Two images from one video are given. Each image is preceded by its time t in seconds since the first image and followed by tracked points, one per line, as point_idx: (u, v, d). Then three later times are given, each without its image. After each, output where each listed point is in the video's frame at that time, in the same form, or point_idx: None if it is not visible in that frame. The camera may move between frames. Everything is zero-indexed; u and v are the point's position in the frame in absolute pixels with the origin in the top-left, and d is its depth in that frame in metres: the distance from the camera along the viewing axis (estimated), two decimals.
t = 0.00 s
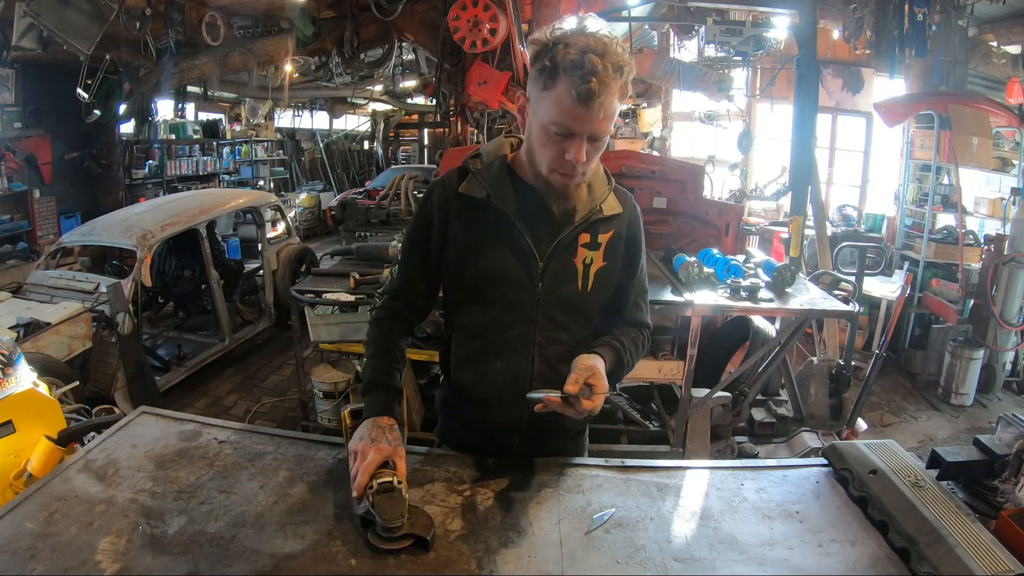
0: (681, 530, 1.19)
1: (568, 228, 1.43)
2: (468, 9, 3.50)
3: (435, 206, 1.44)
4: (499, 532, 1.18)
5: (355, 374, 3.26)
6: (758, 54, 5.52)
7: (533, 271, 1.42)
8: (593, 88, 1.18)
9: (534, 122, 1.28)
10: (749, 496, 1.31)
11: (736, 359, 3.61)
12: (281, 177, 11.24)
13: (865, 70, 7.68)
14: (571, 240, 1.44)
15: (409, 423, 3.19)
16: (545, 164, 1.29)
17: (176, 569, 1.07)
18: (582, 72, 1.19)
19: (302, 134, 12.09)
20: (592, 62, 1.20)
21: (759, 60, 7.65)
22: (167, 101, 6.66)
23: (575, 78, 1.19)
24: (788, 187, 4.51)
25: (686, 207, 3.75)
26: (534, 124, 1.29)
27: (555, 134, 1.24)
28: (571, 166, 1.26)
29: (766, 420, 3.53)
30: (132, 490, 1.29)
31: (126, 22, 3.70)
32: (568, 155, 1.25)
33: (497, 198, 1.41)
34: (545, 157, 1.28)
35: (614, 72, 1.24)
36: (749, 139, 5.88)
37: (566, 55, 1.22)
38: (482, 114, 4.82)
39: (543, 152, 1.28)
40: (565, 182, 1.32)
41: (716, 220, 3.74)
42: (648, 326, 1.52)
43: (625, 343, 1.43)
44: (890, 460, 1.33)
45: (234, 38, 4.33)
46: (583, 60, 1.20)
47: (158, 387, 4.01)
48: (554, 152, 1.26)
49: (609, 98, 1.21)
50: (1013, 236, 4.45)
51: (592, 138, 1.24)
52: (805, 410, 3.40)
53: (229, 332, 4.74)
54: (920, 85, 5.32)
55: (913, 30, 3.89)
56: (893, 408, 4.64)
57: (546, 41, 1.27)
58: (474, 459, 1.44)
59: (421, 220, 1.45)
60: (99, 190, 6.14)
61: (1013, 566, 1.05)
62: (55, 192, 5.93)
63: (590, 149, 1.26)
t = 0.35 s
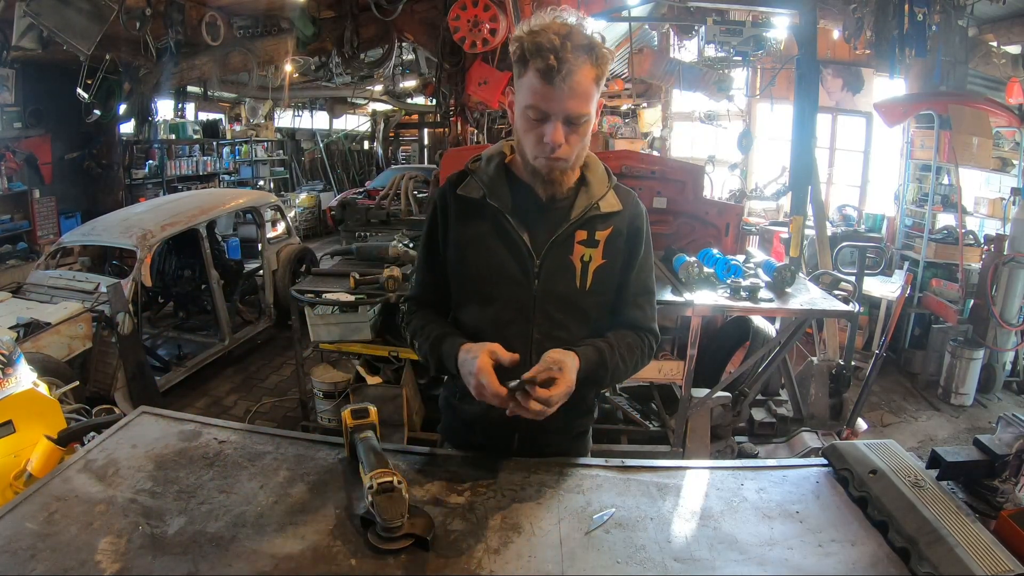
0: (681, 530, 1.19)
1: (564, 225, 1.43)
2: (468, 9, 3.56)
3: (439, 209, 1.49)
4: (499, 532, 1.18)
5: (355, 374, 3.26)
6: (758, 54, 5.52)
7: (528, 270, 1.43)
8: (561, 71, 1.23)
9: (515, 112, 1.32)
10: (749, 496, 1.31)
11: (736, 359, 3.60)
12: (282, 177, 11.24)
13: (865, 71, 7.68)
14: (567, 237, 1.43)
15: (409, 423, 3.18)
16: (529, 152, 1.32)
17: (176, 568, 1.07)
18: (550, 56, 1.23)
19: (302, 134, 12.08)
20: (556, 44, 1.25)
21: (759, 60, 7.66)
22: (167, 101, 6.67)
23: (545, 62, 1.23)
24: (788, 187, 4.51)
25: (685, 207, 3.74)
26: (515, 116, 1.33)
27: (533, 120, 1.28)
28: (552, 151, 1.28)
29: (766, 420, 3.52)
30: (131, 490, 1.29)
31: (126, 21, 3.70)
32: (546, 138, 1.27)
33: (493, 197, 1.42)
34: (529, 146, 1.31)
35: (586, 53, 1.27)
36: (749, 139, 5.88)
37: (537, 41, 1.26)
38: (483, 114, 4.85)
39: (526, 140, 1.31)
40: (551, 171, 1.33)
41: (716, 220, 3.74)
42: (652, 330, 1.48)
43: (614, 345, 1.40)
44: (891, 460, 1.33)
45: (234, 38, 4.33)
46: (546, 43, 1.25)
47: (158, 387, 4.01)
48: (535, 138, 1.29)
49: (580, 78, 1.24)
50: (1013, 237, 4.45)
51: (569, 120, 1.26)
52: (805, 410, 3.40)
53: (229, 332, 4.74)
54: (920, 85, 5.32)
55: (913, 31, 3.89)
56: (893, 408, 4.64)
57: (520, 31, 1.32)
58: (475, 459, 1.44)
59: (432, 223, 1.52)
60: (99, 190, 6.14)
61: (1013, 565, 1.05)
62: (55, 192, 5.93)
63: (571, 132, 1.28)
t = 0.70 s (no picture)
0: (681, 530, 1.19)
1: (569, 226, 1.43)
2: (468, 9, 3.60)
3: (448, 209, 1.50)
4: (499, 532, 1.18)
5: (355, 374, 3.27)
6: (758, 54, 5.52)
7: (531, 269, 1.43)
8: (535, 57, 1.24)
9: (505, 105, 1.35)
10: (749, 496, 1.31)
11: (736, 359, 3.60)
12: (282, 177, 11.22)
13: (865, 70, 7.68)
14: (571, 236, 1.43)
15: (409, 423, 3.18)
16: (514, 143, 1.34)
17: (176, 568, 1.07)
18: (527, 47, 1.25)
19: (302, 134, 12.08)
20: (535, 35, 1.27)
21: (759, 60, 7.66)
22: (167, 101, 6.67)
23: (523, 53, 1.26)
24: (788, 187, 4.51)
25: (686, 207, 3.74)
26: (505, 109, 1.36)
27: (516, 110, 1.29)
28: (533, 139, 1.29)
29: (766, 420, 3.49)
30: (131, 490, 1.29)
31: (126, 21, 3.70)
32: (525, 127, 1.29)
33: (499, 196, 1.43)
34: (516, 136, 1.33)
35: (570, 44, 1.27)
36: (749, 139, 5.88)
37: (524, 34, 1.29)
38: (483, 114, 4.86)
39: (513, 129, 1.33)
40: (536, 162, 1.33)
41: (716, 220, 3.74)
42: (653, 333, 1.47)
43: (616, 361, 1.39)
44: (891, 460, 1.33)
45: (234, 38, 4.33)
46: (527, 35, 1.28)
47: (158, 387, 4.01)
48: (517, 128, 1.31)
49: (553, 65, 1.24)
50: (1013, 236, 4.45)
51: (547, 108, 1.27)
52: (805, 410, 3.40)
53: (229, 332, 4.74)
54: (920, 84, 5.32)
55: (913, 30, 3.88)
56: (893, 408, 4.64)
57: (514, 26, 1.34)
58: (476, 459, 1.44)
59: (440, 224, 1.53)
60: (99, 190, 6.14)
61: (1013, 565, 1.05)
62: (55, 192, 5.93)
63: (545, 120, 1.28)
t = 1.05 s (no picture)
0: (681, 530, 1.19)
1: (569, 223, 1.43)
2: (468, 9, 3.66)
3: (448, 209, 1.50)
4: (499, 532, 1.18)
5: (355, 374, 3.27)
6: (758, 54, 5.52)
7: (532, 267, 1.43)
8: (537, 57, 1.24)
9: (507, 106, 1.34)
10: (749, 496, 1.31)
11: (736, 359, 3.60)
12: (281, 177, 11.22)
13: (865, 70, 7.69)
14: (571, 235, 1.44)
15: (409, 423, 3.18)
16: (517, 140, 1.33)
17: (176, 569, 1.07)
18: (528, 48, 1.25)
19: (302, 134, 12.08)
20: (538, 35, 1.26)
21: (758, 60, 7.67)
22: (167, 101, 6.68)
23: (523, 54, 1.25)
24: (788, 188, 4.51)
25: (686, 207, 3.74)
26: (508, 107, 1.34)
27: (519, 110, 1.29)
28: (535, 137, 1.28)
29: (766, 420, 3.50)
30: (131, 490, 1.29)
31: (126, 21, 3.71)
32: (528, 126, 1.28)
33: (501, 195, 1.43)
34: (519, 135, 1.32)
35: (572, 45, 1.27)
36: (749, 139, 5.88)
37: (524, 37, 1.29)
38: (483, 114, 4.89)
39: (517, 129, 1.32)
40: (538, 161, 1.33)
41: (716, 220, 3.73)
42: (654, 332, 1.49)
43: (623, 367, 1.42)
44: (891, 460, 1.33)
45: (234, 38, 4.33)
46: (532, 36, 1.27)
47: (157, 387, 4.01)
48: (520, 127, 1.30)
49: (554, 65, 1.24)
50: (1013, 236, 4.45)
51: (549, 108, 1.26)
52: (805, 410, 3.40)
53: (229, 332, 4.74)
54: (920, 84, 5.31)
55: (913, 31, 3.88)
56: (893, 408, 4.64)
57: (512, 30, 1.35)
58: (476, 459, 1.44)
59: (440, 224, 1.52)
60: (99, 190, 6.15)
61: (1013, 566, 1.05)
62: (55, 192, 5.93)
63: (549, 120, 1.27)
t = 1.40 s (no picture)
0: (681, 530, 1.19)
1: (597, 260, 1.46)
2: (468, 9, 3.70)
3: (489, 211, 1.35)
4: (498, 532, 1.18)
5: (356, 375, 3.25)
6: (758, 54, 5.52)
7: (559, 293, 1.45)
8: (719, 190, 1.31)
9: (658, 197, 1.28)
10: (749, 496, 1.31)
11: (736, 359, 3.60)
12: (281, 177, 11.21)
13: (864, 70, 7.70)
14: (592, 270, 1.48)
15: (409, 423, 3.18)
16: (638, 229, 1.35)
17: (177, 568, 1.07)
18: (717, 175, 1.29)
19: (302, 134, 12.08)
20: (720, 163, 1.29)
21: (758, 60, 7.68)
22: (167, 101, 6.68)
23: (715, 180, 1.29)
24: (788, 188, 4.51)
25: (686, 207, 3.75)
26: (654, 196, 1.28)
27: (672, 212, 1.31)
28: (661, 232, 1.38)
29: (765, 420, 3.50)
30: (132, 489, 1.29)
31: (126, 21, 3.71)
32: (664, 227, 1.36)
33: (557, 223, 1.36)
34: (641, 226, 1.34)
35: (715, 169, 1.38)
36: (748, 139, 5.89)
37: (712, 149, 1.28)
38: (483, 115, 4.96)
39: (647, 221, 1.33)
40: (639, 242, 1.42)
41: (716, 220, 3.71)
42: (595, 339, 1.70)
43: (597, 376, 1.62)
44: (891, 460, 1.33)
45: (234, 38, 4.33)
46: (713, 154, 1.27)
47: (158, 387, 4.01)
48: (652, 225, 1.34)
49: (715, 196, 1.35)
50: (1013, 237, 4.45)
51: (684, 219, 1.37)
52: (805, 410, 3.39)
53: (229, 333, 4.74)
54: (920, 84, 5.30)
55: (913, 30, 3.89)
56: (893, 408, 4.64)
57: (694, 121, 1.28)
58: (477, 459, 1.44)
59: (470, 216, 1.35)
60: (99, 191, 6.15)
61: (1013, 565, 1.05)
62: (55, 192, 5.93)
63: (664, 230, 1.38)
